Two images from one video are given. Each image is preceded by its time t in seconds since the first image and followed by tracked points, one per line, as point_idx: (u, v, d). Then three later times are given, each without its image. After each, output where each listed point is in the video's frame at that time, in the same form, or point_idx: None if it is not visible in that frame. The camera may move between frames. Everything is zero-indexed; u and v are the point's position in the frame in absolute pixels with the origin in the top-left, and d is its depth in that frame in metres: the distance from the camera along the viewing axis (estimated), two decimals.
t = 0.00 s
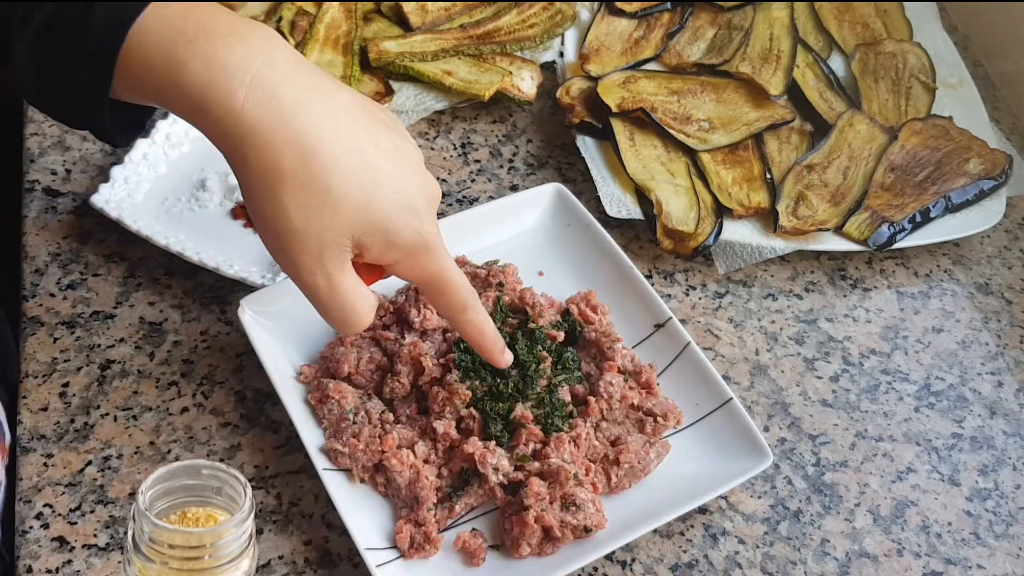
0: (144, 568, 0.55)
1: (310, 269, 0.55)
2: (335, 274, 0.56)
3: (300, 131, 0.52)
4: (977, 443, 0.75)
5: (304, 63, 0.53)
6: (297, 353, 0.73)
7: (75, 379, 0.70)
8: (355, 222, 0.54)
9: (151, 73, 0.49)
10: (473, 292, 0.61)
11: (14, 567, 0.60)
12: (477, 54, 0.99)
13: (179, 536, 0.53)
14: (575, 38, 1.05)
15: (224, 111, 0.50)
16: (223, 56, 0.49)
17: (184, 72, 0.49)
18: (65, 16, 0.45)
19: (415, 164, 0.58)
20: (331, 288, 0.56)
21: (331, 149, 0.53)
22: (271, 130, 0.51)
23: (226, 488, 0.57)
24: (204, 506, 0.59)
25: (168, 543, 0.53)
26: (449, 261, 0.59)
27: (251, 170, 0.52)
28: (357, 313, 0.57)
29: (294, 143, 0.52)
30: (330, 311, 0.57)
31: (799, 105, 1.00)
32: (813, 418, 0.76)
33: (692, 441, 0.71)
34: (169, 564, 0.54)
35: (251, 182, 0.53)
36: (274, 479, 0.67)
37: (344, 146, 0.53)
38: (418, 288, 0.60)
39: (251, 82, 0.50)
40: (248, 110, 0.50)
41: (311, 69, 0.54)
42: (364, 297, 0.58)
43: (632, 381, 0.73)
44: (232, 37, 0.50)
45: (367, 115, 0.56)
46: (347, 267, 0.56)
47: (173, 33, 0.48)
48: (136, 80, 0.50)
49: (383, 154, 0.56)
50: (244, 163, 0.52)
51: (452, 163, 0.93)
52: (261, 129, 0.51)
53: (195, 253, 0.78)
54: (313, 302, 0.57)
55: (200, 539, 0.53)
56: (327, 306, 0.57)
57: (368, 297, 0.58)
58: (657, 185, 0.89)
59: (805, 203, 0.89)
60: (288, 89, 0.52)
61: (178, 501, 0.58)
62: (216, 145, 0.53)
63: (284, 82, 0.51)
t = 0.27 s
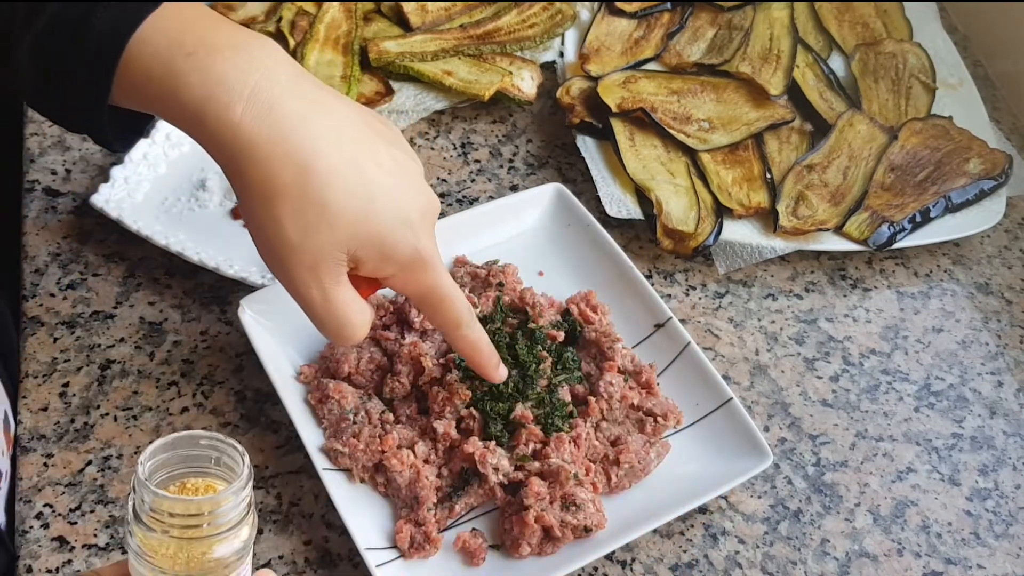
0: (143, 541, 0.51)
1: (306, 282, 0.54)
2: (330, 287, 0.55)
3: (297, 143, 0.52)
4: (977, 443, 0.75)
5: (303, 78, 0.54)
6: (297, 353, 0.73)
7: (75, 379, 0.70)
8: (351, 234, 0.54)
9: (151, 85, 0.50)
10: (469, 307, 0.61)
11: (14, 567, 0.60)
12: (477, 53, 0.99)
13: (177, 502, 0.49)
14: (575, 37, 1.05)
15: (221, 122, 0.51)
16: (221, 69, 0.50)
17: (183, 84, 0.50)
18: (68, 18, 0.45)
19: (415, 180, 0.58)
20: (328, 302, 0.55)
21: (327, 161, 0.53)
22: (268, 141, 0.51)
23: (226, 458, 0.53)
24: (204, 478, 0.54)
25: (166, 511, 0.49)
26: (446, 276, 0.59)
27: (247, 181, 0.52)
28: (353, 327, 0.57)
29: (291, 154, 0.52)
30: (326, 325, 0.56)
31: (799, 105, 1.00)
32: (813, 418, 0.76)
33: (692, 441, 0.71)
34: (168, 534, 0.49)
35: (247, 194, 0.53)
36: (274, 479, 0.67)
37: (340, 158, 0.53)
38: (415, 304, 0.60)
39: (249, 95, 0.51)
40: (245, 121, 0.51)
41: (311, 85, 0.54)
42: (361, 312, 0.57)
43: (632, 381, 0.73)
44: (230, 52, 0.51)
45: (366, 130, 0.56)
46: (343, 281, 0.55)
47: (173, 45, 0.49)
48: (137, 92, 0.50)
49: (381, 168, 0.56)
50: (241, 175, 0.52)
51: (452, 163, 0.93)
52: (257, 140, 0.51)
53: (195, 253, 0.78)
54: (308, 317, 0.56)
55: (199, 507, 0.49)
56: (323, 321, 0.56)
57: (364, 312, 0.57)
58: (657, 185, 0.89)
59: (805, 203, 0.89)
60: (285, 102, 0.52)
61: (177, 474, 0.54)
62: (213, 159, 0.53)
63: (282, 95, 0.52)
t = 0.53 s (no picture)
0: (138, 551, 0.51)
1: (308, 286, 0.54)
2: (333, 291, 0.55)
3: (297, 147, 0.52)
4: (977, 443, 0.75)
5: (305, 82, 0.54)
6: (297, 353, 0.73)
7: (75, 379, 0.70)
8: (352, 237, 0.54)
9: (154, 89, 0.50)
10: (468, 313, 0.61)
11: (14, 567, 0.60)
12: (477, 53, 0.99)
13: (172, 515, 0.49)
14: (575, 38, 1.05)
15: (222, 125, 0.51)
16: (222, 73, 0.50)
17: (184, 88, 0.50)
18: (69, 19, 0.45)
19: (417, 183, 0.58)
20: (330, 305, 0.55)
21: (327, 164, 0.53)
22: (268, 145, 0.51)
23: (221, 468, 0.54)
24: (201, 487, 0.55)
25: (161, 523, 0.49)
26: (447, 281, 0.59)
27: (248, 185, 0.52)
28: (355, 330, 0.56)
29: (291, 158, 0.52)
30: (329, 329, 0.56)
31: (799, 105, 1.00)
32: (813, 418, 0.76)
33: (692, 441, 0.71)
34: (163, 546, 0.50)
35: (249, 198, 0.53)
36: (274, 479, 0.67)
37: (340, 162, 0.53)
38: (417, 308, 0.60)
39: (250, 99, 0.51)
40: (246, 125, 0.51)
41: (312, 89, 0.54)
42: (363, 316, 0.57)
43: (632, 381, 0.73)
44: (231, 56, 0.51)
45: (368, 135, 0.56)
46: (345, 285, 0.55)
47: (176, 49, 0.50)
48: (140, 96, 0.51)
49: (381, 171, 0.56)
50: (242, 179, 0.52)
51: (452, 163, 0.93)
52: (258, 143, 0.51)
53: (195, 253, 0.78)
54: (311, 321, 0.56)
55: (194, 519, 0.49)
56: (325, 325, 0.56)
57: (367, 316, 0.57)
58: (658, 185, 0.89)
59: (805, 203, 0.89)
60: (286, 106, 0.52)
61: (173, 483, 0.55)
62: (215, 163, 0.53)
63: (282, 99, 0.52)
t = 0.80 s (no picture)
0: (138, 552, 0.51)
1: (330, 272, 0.55)
2: (355, 276, 0.56)
3: (311, 138, 0.52)
4: (977, 443, 0.75)
5: (313, 70, 0.54)
6: (297, 353, 0.73)
7: (75, 379, 0.70)
8: (370, 224, 0.55)
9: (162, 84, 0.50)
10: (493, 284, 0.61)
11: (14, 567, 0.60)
12: (477, 53, 0.99)
13: (173, 515, 0.49)
14: (575, 38, 1.05)
15: (234, 120, 0.51)
16: (230, 66, 0.50)
17: (194, 82, 0.50)
18: (77, 20, 0.45)
19: (431, 164, 0.58)
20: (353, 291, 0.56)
21: (342, 154, 0.53)
22: (281, 138, 0.52)
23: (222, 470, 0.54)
24: (201, 488, 0.55)
25: (161, 524, 0.49)
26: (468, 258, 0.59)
27: (263, 177, 0.53)
28: (381, 313, 0.58)
29: (305, 150, 0.52)
30: (353, 312, 0.58)
31: (799, 105, 1.00)
32: (813, 418, 0.76)
33: (692, 440, 0.71)
34: (163, 546, 0.50)
35: (265, 189, 0.53)
36: (274, 479, 0.67)
37: (354, 150, 0.54)
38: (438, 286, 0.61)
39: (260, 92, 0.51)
40: (258, 118, 0.51)
41: (321, 77, 0.54)
42: (388, 298, 0.58)
43: (632, 381, 0.73)
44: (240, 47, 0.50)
45: (379, 120, 0.56)
46: (367, 268, 0.56)
47: (183, 42, 0.49)
48: (149, 89, 0.50)
49: (394, 156, 0.56)
50: (257, 172, 0.53)
51: (452, 163, 0.93)
52: (271, 136, 0.51)
53: (195, 254, 0.78)
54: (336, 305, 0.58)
55: (195, 520, 0.50)
56: (350, 308, 0.57)
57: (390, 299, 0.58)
58: (657, 185, 0.89)
59: (805, 203, 0.89)
60: (297, 96, 0.52)
61: (174, 484, 0.55)
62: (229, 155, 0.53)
63: (293, 90, 0.52)
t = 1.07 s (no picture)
0: (135, 541, 0.51)
1: (337, 276, 0.55)
2: (362, 279, 0.55)
3: (316, 140, 0.51)
4: (977, 443, 0.75)
5: (318, 72, 0.53)
6: (297, 353, 0.73)
7: (75, 379, 0.70)
8: (377, 226, 0.54)
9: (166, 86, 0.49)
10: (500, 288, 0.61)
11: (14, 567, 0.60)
12: (477, 54, 0.99)
13: (169, 503, 0.49)
14: (575, 38, 1.05)
15: (238, 122, 0.50)
16: (234, 68, 0.49)
17: (198, 84, 0.49)
18: (83, 21, 0.45)
19: (438, 166, 0.58)
20: (361, 294, 0.56)
21: (348, 156, 0.52)
22: (286, 140, 0.51)
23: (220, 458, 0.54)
24: (198, 478, 0.55)
25: (158, 512, 0.49)
26: (476, 261, 0.59)
27: (269, 180, 0.52)
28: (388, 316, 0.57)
29: (311, 152, 0.51)
30: (361, 316, 0.57)
31: (799, 105, 1.00)
32: (813, 418, 0.76)
33: (692, 440, 0.71)
34: (160, 535, 0.50)
35: (270, 192, 0.53)
36: (274, 479, 0.67)
37: (360, 153, 0.53)
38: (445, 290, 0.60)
39: (264, 94, 0.50)
40: (262, 120, 0.50)
41: (326, 78, 0.53)
42: (394, 298, 0.58)
43: (632, 381, 0.73)
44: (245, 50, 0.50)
45: (385, 122, 0.56)
46: (375, 271, 0.56)
47: (188, 44, 0.48)
48: (153, 92, 0.50)
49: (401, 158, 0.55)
50: (262, 175, 0.52)
51: (452, 163, 0.93)
52: (276, 139, 0.51)
53: (195, 254, 0.78)
54: (343, 309, 0.57)
55: (192, 508, 0.49)
56: (358, 311, 0.57)
57: (398, 302, 0.58)
58: (657, 185, 0.89)
59: (805, 203, 0.89)
60: (303, 99, 0.51)
61: (171, 473, 0.55)
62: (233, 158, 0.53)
63: (300, 92, 0.51)
